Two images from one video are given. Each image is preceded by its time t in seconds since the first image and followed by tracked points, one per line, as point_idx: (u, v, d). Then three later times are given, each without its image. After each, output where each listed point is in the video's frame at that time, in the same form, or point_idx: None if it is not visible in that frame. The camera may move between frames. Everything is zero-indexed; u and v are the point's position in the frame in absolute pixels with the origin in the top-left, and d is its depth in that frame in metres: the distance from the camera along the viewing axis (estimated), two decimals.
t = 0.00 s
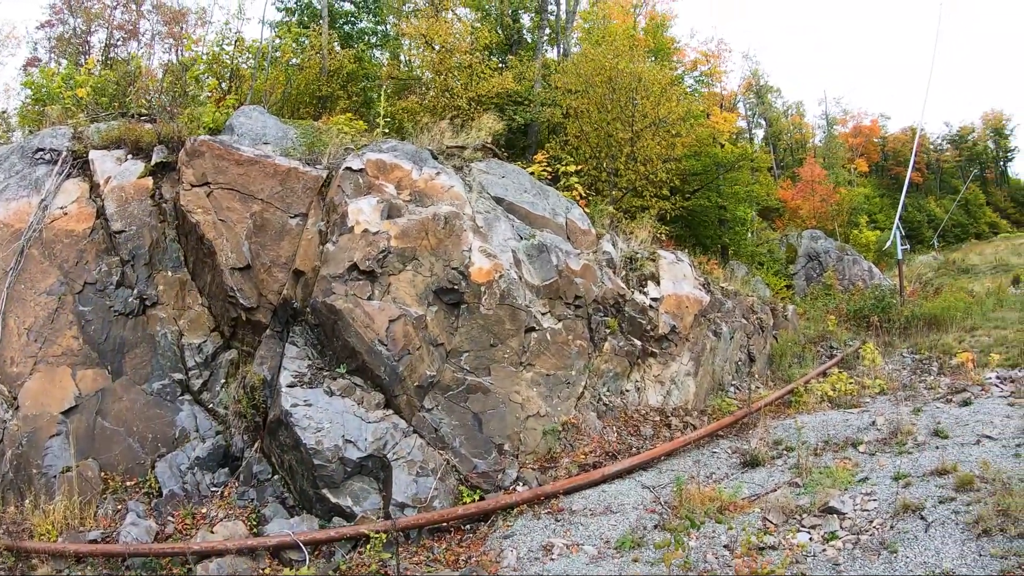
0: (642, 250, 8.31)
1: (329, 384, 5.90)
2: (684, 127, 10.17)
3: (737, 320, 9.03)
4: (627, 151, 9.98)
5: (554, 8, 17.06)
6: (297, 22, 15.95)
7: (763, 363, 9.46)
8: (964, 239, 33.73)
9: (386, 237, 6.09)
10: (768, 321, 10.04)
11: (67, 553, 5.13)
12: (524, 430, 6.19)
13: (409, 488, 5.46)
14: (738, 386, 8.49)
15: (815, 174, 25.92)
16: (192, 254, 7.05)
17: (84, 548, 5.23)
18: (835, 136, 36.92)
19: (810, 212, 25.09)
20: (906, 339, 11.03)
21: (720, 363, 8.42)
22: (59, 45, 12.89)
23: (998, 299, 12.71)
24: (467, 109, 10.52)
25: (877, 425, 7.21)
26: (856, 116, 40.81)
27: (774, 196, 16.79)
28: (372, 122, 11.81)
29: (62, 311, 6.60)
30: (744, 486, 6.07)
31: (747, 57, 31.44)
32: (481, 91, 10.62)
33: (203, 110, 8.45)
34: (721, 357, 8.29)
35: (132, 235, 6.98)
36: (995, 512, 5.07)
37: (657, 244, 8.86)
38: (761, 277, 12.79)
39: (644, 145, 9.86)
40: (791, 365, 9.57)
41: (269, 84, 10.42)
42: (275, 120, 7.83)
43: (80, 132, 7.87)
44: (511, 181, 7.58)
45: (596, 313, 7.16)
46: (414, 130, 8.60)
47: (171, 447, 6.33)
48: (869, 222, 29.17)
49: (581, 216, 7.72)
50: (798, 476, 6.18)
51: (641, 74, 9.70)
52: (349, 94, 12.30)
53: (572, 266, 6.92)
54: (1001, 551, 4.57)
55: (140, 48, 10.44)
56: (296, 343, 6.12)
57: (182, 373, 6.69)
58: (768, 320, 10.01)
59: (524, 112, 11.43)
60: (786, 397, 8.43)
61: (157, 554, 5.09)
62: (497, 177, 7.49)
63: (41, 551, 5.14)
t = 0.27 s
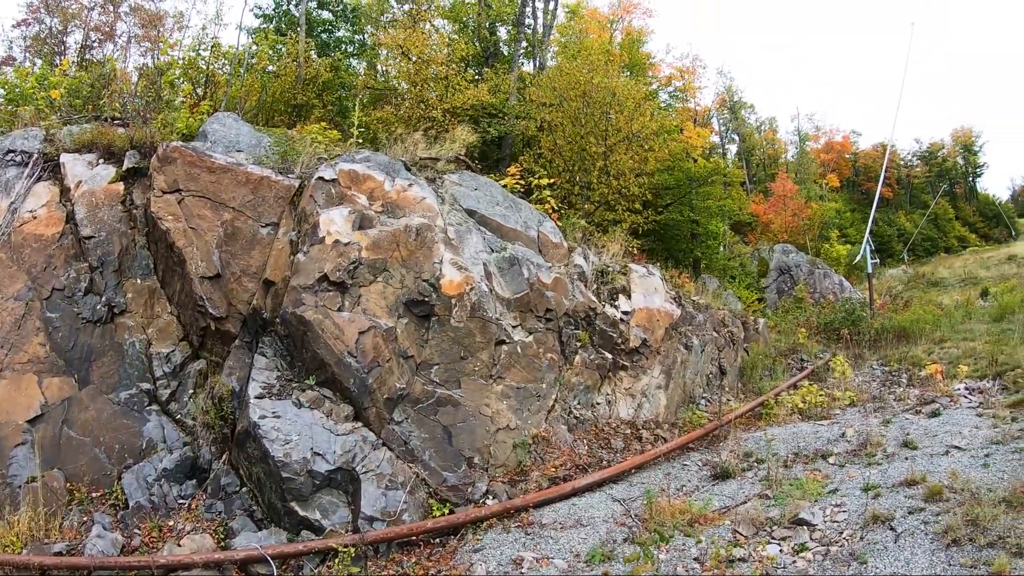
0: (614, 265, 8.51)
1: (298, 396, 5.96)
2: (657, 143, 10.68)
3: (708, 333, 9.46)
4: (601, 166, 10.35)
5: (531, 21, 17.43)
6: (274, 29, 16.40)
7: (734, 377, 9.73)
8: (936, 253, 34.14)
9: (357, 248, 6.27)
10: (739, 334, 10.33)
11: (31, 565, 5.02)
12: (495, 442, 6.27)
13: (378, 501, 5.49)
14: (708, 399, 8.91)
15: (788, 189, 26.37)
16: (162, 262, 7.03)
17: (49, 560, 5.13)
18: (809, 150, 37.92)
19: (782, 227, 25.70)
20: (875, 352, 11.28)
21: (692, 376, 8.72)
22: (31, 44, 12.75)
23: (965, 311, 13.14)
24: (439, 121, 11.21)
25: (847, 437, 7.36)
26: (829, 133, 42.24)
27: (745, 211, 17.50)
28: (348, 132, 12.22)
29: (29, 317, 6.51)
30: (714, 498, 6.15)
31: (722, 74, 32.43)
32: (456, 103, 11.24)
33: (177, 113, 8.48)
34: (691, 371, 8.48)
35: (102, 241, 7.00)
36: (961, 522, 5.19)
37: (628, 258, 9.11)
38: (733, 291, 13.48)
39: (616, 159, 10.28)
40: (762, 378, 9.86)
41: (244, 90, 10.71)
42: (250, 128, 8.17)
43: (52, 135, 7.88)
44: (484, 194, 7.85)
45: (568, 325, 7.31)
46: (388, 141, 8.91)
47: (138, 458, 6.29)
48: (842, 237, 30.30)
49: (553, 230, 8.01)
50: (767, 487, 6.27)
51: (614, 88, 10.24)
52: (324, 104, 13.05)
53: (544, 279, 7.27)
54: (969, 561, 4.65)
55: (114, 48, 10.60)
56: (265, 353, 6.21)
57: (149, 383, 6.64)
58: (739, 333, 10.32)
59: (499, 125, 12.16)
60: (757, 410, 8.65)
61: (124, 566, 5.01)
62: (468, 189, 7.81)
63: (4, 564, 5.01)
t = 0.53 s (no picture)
0: (587, 275, 9.01)
1: (269, 404, 6.00)
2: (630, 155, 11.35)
3: (681, 343, 9.73)
4: (576, 176, 11.05)
5: (508, 29, 17.76)
6: (253, 32, 16.40)
7: (708, 387, 10.10)
8: (907, 264, 35.52)
9: (330, 256, 6.40)
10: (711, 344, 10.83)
11: None
12: (467, 452, 6.48)
13: (350, 511, 5.63)
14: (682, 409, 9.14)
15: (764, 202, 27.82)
16: (134, 266, 7.11)
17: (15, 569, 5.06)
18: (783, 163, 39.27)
19: (756, 238, 26.88)
20: (848, 361, 11.85)
21: (667, 387, 9.00)
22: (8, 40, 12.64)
23: (935, 321, 13.62)
24: (416, 128, 11.78)
25: (820, 447, 7.53)
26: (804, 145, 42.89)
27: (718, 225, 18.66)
28: (325, 138, 12.53)
29: None
30: (687, 508, 6.27)
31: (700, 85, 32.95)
32: (433, 111, 11.88)
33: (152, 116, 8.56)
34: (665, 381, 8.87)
35: (74, 244, 6.99)
36: (934, 530, 5.32)
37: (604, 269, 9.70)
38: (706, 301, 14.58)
39: (590, 169, 10.96)
40: (736, 387, 10.28)
41: (220, 95, 10.75)
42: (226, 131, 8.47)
43: (25, 134, 7.83)
44: (459, 204, 8.12)
45: (541, 335, 7.66)
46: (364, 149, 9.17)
47: (108, 466, 6.21)
48: (817, 247, 30.88)
49: (528, 239, 8.32)
50: (742, 496, 6.37)
51: (590, 99, 10.79)
52: (301, 110, 13.35)
53: (518, 289, 7.59)
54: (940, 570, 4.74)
55: (91, 47, 10.75)
56: (237, 360, 6.20)
57: (119, 390, 6.63)
58: (712, 343, 10.90)
59: (476, 135, 12.83)
60: (730, 419, 8.92)
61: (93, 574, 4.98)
62: (443, 199, 8.03)
63: None
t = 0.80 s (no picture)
0: (562, 283, 9.38)
1: (242, 411, 6.25)
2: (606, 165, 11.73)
3: (657, 352, 10.26)
4: (552, 184, 11.30)
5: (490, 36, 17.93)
6: (234, 34, 16.37)
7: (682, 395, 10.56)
8: (882, 272, 36.16)
9: (305, 261, 6.61)
10: (688, 354, 11.42)
11: None
12: (441, 460, 6.69)
13: (323, 519, 5.79)
14: (656, 417, 9.50)
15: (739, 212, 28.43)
16: (107, 267, 7.32)
17: None
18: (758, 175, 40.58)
19: (733, 246, 27.53)
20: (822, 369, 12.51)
21: (640, 395, 9.45)
22: None
23: (910, 330, 14.14)
24: (394, 134, 11.92)
25: (794, 455, 7.63)
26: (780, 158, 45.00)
27: (696, 235, 19.10)
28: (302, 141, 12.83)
29: None
30: (661, 516, 6.35)
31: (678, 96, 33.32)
32: (411, 117, 12.03)
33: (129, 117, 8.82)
34: (638, 388, 9.32)
35: (47, 244, 7.23)
36: (907, 537, 5.40)
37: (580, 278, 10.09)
38: (682, 311, 15.11)
39: (568, 176, 11.27)
40: (710, 396, 10.79)
41: (198, 96, 11.03)
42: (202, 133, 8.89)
43: None
44: (434, 211, 8.42)
45: (516, 343, 7.98)
46: (341, 153, 9.46)
47: (78, 471, 6.40)
48: (791, 256, 31.72)
49: (503, 247, 8.68)
50: (715, 505, 6.45)
51: (568, 109, 11.23)
52: (278, 113, 13.60)
53: (492, 296, 7.86)
54: None
55: (69, 43, 10.84)
56: (210, 365, 6.50)
57: (91, 395, 6.83)
58: (688, 351, 11.45)
59: (453, 141, 13.14)
60: (705, 427, 9.19)
61: None
62: (419, 206, 8.33)
63: None
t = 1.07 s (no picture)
0: (540, 289, 9.68)
1: (215, 414, 6.36)
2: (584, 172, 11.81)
3: (634, 358, 10.68)
4: (530, 189, 11.34)
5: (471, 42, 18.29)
6: (215, 33, 16.37)
7: (660, 399, 11.17)
8: (858, 280, 37.25)
9: (281, 264, 6.84)
10: (664, 360, 11.98)
11: None
12: (416, 466, 6.86)
13: (296, 525, 5.90)
14: (634, 423, 9.90)
15: (718, 219, 28.14)
16: (82, 267, 7.30)
17: None
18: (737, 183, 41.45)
19: (710, 253, 27.51)
20: (797, 374, 12.86)
21: (616, 400, 9.79)
22: None
23: (886, 338, 14.61)
24: (374, 137, 12.14)
25: (769, 461, 7.70)
26: (757, 166, 45.76)
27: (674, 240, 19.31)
28: (279, 141, 13.07)
29: None
30: (636, 522, 6.38)
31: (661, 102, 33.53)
32: (391, 121, 12.15)
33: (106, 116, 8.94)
34: (614, 394, 9.65)
35: (20, 243, 7.22)
36: (880, 543, 5.45)
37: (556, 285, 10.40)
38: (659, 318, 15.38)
39: (545, 182, 11.28)
40: (686, 402, 11.15)
41: (176, 96, 11.15)
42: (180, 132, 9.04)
43: None
44: (411, 215, 8.80)
45: (492, 348, 8.22)
46: (319, 157, 9.71)
47: (51, 474, 6.35)
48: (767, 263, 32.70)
49: (479, 252, 9.07)
50: (690, 511, 6.48)
51: (547, 115, 11.25)
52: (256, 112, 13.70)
53: (469, 301, 8.14)
54: None
55: (48, 37, 10.81)
56: (184, 368, 6.62)
57: (64, 396, 6.76)
58: (663, 357, 11.90)
59: (433, 144, 13.20)
60: (681, 433, 9.40)
61: None
62: (397, 210, 8.70)
63: None
